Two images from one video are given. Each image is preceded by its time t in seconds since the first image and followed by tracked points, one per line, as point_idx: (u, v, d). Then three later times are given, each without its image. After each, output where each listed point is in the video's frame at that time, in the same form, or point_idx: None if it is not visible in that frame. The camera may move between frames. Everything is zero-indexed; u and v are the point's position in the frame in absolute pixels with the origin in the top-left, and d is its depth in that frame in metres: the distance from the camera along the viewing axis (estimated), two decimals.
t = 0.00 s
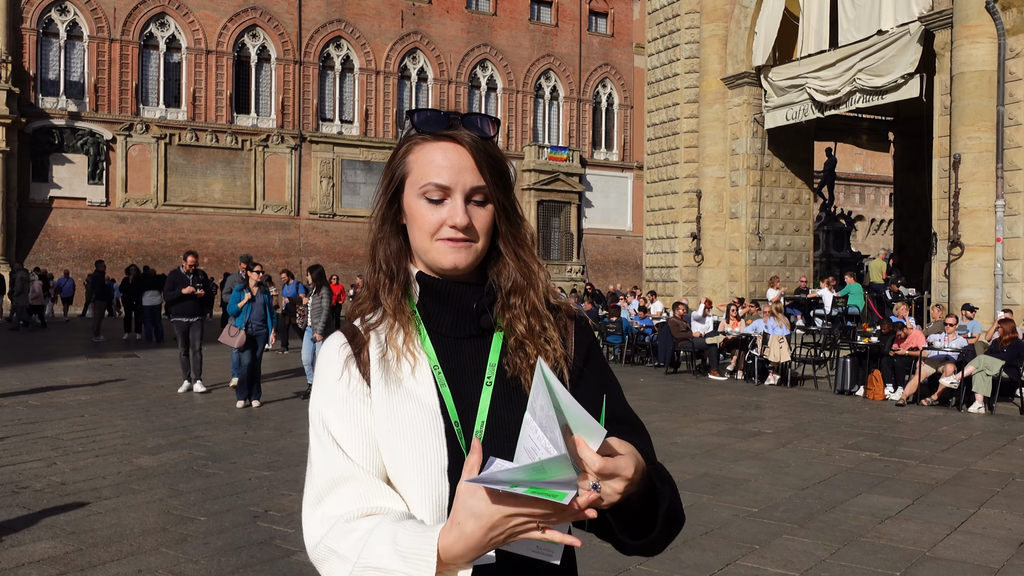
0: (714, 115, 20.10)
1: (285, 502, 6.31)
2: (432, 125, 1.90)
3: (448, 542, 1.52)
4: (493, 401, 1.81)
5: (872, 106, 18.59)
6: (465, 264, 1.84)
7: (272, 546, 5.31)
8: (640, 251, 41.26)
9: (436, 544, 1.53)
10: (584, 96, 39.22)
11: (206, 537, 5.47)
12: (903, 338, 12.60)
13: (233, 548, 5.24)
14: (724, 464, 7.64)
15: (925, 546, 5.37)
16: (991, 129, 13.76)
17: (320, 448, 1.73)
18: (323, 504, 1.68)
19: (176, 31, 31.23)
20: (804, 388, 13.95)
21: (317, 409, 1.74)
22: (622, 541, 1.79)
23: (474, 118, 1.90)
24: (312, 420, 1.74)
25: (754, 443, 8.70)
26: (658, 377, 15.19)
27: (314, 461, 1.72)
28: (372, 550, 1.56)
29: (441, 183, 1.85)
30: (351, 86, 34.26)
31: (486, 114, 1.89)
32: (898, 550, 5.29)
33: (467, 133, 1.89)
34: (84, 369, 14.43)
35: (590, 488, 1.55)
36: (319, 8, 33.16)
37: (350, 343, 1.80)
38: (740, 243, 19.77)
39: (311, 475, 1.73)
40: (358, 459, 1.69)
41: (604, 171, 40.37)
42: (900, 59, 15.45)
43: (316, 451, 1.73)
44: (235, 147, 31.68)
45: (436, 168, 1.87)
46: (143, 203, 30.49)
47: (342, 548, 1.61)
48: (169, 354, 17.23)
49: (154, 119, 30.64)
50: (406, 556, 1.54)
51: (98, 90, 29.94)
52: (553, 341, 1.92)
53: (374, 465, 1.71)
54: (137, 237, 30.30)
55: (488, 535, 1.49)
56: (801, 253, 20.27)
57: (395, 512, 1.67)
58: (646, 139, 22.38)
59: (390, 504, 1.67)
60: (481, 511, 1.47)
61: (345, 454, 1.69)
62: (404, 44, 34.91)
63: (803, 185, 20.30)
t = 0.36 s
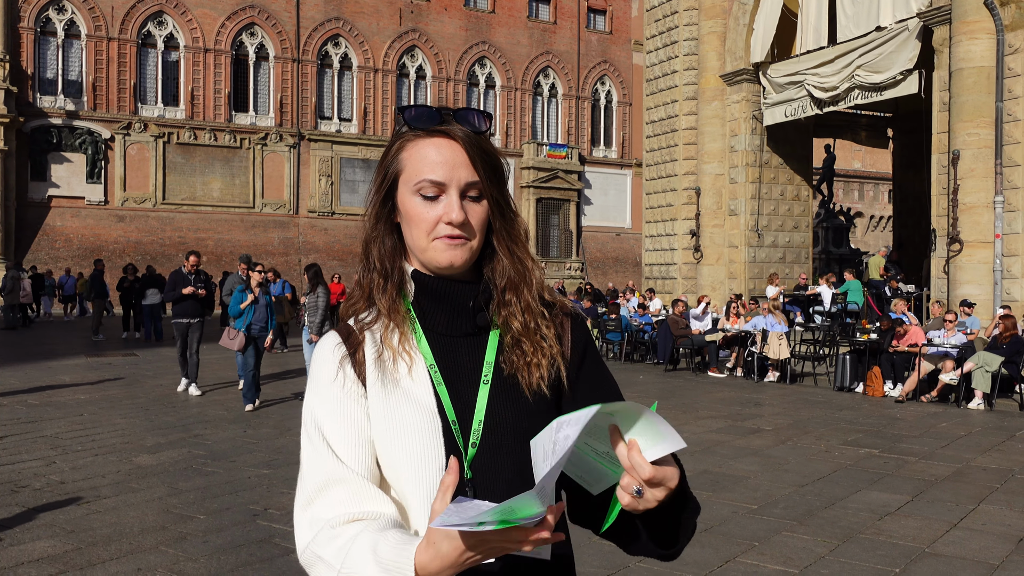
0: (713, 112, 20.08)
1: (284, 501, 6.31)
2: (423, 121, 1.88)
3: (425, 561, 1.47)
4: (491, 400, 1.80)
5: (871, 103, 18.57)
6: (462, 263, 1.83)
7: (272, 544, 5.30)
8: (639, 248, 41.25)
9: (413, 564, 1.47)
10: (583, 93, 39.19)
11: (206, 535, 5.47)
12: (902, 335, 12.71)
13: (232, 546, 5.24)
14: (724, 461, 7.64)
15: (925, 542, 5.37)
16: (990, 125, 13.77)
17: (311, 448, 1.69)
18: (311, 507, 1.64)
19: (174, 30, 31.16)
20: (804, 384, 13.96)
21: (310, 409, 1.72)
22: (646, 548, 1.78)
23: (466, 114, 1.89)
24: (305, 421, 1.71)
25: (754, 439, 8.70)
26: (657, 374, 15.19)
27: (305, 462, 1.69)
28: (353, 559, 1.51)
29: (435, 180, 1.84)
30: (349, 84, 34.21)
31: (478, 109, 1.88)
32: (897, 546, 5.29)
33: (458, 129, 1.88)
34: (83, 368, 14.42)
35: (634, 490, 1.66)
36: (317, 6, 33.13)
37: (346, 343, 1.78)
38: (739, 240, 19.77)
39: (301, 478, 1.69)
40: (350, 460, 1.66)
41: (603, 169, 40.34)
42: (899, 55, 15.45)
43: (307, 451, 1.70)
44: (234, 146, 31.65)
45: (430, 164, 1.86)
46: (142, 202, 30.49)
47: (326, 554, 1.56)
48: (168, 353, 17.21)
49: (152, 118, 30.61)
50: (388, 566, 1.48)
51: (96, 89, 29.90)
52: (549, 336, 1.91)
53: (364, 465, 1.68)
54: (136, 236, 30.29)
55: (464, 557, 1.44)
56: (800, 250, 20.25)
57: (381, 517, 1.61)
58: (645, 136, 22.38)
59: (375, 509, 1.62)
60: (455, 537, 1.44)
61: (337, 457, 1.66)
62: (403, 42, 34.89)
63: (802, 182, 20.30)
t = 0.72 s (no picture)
0: (711, 109, 20.08)
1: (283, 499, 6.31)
2: (426, 114, 1.87)
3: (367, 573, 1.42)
4: (486, 396, 1.80)
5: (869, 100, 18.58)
6: (459, 261, 1.83)
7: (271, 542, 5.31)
8: (638, 246, 41.26)
9: None
10: (581, 91, 39.19)
11: (206, 534, 5.47)
12: (901, 332, 12.74)
13: (232, 544, 5.24)
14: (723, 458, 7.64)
15: (924, 539, 5.38)
16: (988, 122, 13.79)
17: (295, 443, 1.66)
18: (288, 498, 1.61)
19: (172, 28, 31.11)
20: (802, 382, 13.97)
21: (298, 401, 1.70)
22: (686, 554, 1.76)
23: (468, 108, 1.88)
24: (293, 413, 1.69)
25: (753, 437, 8.71)
26: (656, 372, 15.20)
27: (288, 454, 1.66)
28: (308, 561, 1.49)
29: (436, 175, 1.84)
30: (348, 82, 34.19)
31: (481, 103, 1.87)
32: (896, 543, 5.30)
33: (459, 123, 1.88)
34: (82, 366, 14.42)
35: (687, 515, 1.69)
36: (315, 4, 33.11)
37: (339, 336, 1.77)
38: (738, 237, 19.77)
39: (283, 471, 1.66)
40: (334, 455, 1.63)
41: (602, 167, 40.33)
42: (897, 52, 15.47)
43: (290, 445, 1.67)
44: (232, 144, 31.65)
45: (430, 159, 1.86)
46: (141, 201, 30.47)
47: (288, 551, 1.54)
48: (167, 351, 17.22)
49: (150, 117, 30.58)
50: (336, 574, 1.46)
51: (94, 88, 29.89)
52: (545, 335, 1.91)
53: (348, 461, 1.65)
54: (135, 235, 30.29)
55: None
56: (798, 247, 20.26)
57: (355, 517, 1.58)
58: (644, 133, 22.40)
59: (351, 507, 1.59)
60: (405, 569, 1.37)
61: (322, 451, 1.63)
62: (401, 40, 34.87)
63: (800, 179, 20.28)
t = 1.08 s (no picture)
0: (711, 108, 20.07)
1: (283, 497, 6.31)
2: (414, 115, 1.86)
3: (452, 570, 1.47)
4: (484, 394, 1.80)
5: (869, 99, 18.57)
6: (459, 259, 1.82)
7: (271, 541, 5.30)
8: (637, 245, 41.25)
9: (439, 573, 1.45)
10: (581, 90, 39.18)
11: (205, 532, 5.47)
12: (901, 330, 12.72)
13: (231, 543, 5.24)
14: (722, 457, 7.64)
15: (924, 537, 5.38)
16: (987, 121, 13.78)
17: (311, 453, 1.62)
18: (322, 513, 1.57)
19: (171, 27, 31.09)
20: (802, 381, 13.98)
21: (308, 412, 1.65)
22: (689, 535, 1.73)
23: (453, 105, 1.89)
24: (305, 425, 1.64)
25: (752, 435, 8.70)
26: (656, 371, 15.19)
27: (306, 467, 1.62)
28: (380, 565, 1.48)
29: (430, 176, 1.83)
30: (347, 81, 34.16)
31: (465, 100, 1.88)
32: (896, 541, 5.30)
33: (446, 121, 1.88)
34: (81, 365, 14.40)
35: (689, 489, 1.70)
36: (314, 3, 33.07)
37: (338, 345, 1.73)
38: (737, 236, 19.77)
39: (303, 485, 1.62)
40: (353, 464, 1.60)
41: (601, 165, 40.33)
42: (897, 51, 15.47)
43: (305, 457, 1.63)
44: (231, 143, 31.63)
45: (422, 159, 1.85)
46: (140, 200, 30.43)
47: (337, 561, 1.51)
48: (166, 350, 17.22)
49: (150, 115, 30.55)
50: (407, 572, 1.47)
51: (93, 86, 29.86)
52: (538, 330, 1.92)
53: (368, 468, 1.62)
54: (134, 234, 30.28)
55: None
56: (797, 246, 20.22)
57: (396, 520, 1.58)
58: (643, 132, 22.38)
59: (390, 513, 1.58)
60: None
61: (346, 458, 1.61)
62: (400, 38, 34.84)
63: (800, 177, 20.24)
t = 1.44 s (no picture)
0: (710, 107, 20.07)
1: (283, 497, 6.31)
2: (427, 109, 1.86)
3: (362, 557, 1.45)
4: (492, 395, 1.79)
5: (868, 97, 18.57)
6: (467, 257, 1.82)
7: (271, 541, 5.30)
8: (637, 243, 41.24)
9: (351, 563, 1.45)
10: (580, 88, 39.18)
11: (205, 532, 5.47)
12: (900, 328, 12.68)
13: (232, 543, 5.25)
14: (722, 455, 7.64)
15: (923, 535, 5.38)
16: (986, 119, 13.78)
17: (296, 442, 1.66)
18: (287, 496, 1.61)
19: (169, 26, 31.09)
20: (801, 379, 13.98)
21: (300, 400, 1.69)
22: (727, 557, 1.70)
23: (469, 101, 1.88)
24: (294, 413, 1.69)
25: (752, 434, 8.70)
26: (655, 370, 15.18)
27: (287, 451, 1.66)
28: (303, 550, 1.50)
29: (441, 172, 1.84)
30: (346, 80, 34.15)
31: (483, 95, 1.87)
32: (895, 539, 5.30)
33: (461, 116, 1.87)
34: (80, 365, 14.39)
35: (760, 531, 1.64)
36: (312, 2, 33.05)
37: (342, 338, 1.76)
38: (736, 234, 19.77)
39: (281, 470, 1.65)
40: (333, 458, 1.63)
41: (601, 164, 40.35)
42: (896, 49, 15.46)
43: (290, 442, 1.67)
44: (230, 142, 31.61)
45: (433, 155, 1.85)
46: (139, 199, 30.41)
47: (283, 541, 1.55)
48: (165, 349, 17.23)
49: (149, 115, 30.51)
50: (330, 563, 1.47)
51: (92, 86, 29.84)
52: (549, 333, 1.90)
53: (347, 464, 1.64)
54: (133, 233, 30.28)
55: None
56: (797, 244, 20.22)
57: (353, 518, 1.59)
58: (642, 131, 22.40)
59: (353, 510, 1.60)
60: None
61: (321, 451, 1.62)
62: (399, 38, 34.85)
63: (799, 176, 20.24)
